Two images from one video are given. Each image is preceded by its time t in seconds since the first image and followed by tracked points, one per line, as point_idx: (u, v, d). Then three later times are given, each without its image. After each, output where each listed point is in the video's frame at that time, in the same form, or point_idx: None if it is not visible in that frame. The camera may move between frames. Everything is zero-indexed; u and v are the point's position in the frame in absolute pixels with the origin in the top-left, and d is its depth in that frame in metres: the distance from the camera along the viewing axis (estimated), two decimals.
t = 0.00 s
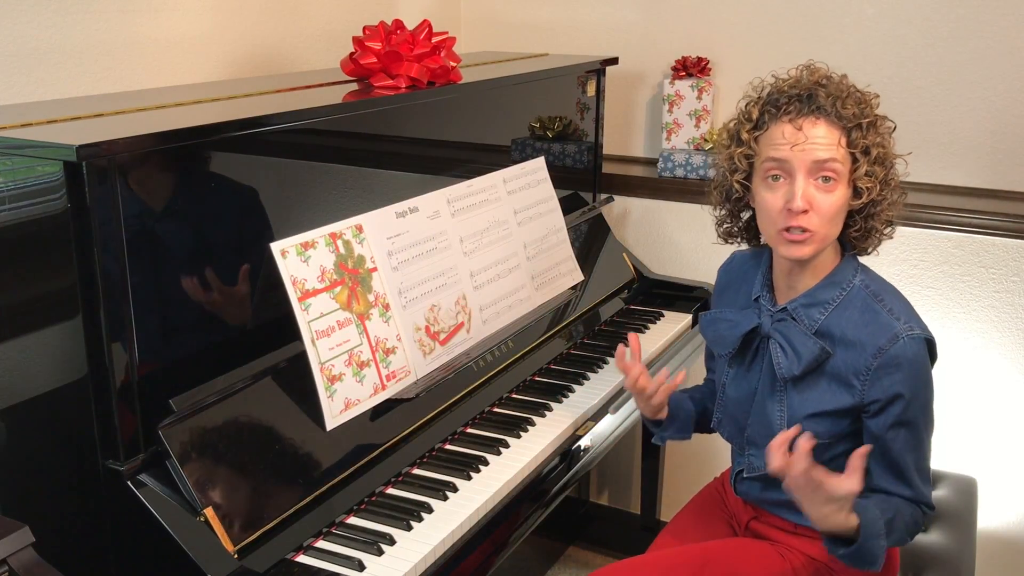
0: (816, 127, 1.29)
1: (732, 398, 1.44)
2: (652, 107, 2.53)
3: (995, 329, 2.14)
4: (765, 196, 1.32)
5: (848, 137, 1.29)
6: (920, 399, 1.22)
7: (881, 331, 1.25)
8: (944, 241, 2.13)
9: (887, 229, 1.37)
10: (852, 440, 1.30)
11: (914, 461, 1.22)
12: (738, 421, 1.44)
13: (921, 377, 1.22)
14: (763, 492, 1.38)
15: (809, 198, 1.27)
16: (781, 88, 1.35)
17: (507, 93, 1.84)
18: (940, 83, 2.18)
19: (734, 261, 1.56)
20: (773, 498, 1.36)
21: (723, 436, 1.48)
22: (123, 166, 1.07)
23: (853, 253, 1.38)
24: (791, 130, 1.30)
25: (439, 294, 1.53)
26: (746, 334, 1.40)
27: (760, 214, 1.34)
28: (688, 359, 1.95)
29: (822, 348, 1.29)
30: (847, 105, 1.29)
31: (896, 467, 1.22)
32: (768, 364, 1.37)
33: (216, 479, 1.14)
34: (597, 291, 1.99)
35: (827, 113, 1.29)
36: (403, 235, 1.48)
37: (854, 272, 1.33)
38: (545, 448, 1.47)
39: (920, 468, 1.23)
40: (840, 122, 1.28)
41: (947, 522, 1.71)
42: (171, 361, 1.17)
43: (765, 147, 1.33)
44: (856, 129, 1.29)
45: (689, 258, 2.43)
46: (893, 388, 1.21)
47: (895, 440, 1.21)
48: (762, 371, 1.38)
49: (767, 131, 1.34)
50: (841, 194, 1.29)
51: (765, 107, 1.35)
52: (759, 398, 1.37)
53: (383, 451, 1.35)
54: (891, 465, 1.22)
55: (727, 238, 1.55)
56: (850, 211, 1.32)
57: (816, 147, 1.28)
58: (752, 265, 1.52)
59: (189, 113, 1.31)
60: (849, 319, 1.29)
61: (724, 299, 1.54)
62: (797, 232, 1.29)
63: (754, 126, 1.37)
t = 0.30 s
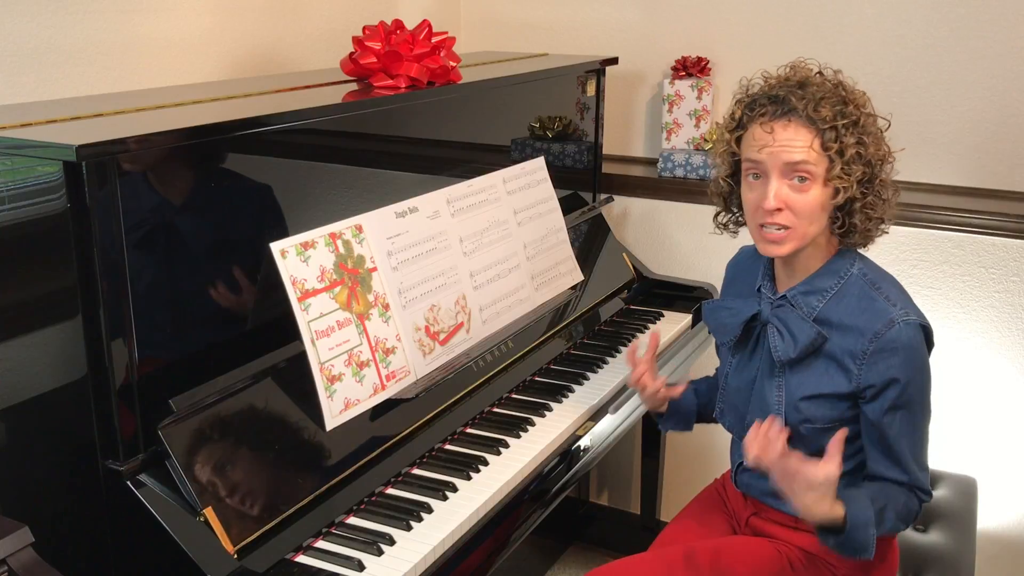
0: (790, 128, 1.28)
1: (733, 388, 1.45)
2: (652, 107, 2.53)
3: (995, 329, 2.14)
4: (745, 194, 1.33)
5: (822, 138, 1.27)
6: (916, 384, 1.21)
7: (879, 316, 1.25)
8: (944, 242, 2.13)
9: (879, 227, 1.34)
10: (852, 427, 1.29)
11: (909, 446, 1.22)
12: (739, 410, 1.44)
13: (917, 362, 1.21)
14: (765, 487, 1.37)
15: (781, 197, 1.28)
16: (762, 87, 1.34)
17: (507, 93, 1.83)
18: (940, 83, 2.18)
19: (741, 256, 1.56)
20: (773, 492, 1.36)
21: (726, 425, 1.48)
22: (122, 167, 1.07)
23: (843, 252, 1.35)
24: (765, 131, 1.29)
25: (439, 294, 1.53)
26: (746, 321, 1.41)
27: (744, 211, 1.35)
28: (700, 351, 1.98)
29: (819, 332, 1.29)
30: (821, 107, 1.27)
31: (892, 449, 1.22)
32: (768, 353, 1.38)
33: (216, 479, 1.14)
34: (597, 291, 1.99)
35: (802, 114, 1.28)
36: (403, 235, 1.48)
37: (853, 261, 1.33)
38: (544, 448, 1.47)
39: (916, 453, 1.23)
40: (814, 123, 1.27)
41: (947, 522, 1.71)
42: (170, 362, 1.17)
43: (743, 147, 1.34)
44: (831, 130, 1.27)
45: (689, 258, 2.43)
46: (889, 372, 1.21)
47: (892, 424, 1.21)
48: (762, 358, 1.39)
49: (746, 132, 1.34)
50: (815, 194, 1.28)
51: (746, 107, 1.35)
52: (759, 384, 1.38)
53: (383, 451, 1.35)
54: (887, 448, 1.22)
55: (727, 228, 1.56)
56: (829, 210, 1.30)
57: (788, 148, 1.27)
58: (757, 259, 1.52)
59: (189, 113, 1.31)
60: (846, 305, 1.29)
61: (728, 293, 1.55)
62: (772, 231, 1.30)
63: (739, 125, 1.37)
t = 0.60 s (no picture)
0: (794, 115, 1.28)
1: (729, 381, 1.45)
2: (652, 107, 2.53)
3: (995, 329, 2.14)
4: (745, 179, 1.33)
5: (826, 127, 1.27)
6: (909, 372, 1.22)
7: (871, 305, 1.25)
8: (944, 242, 2.13)
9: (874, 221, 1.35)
10: (845, 417, 1.29)
11: (903, 434, 1.22)
12: (735, 403, 1.44)
13: (910, 351, 1.22)
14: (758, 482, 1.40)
15: (781, 182, 1.28)
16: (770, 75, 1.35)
17: (507, 93, 1.83)
18: (940, 83, 2.18)
19: (742, 254, 1.56)
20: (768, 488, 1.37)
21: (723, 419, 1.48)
22: (122, 167, 1.07)
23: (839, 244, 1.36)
24: (769, 116, 1.30)
25: (438, 293, 1.52)
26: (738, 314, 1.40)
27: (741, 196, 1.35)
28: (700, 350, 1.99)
29: (811, 322, 1.29)
30: (826, 98, 1.28)
31: (885, 437, 1.22)
32: (762, 346, 1.37)
33: (216, 480, 1.14)
34: (597, 291, 1.99)
35: (807, 102, 1.28)
36: (403, 235, 1.48)
37: (844, 252, 1.33)
38: (543, 449, 1.47)
39: (910, 439, 1.23)
40: (818, 111, 1.28)
41: (947, 522, 1.71)
42: (170, 362, 1.17)
43: (746, 133, 1.34)
44: (833, 121, 1.27)
45: (689, 258, 2.43)
46: (882, 361, 1.21)
47: (886, 412, 1.22)
48: (755, 351, 1.38)
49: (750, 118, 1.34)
50: (814, 180, 1.28)
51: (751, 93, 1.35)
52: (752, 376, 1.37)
53: (383, 450, 1.35)
54: (880, 437, 1.23)
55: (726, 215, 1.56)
56: (826, 200, 1.31)
57: (791, 135, 1.27)
58: (753, 257, 1.52)
59: (189, 113, 1.31)
60: (837, 295, 1.29)
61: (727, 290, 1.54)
62: (769, 216, 1.30)
63: (743, 111, 1.37)
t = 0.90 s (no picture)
0: (809, 105, 1.29)
1: (724, 374, 1.44)
2: (652, 106, 2.53)
3: (995, 329, 2.14)
4: (756, 169, 1.33)
5: (839, 117, 1.28)
6: (902, 363, 1.21)
7: (865, 295, 1.25)
8: (944, 242, 2.13)
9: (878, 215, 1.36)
10: (840, 409, 1.28)
11: (893, 425, 1.21)
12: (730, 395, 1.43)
13: (904, 342, 1.21)
14: (758, 482, 1.37)
15: (795, 171, 1.28)
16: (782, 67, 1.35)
17: (507, 93, 1.83)
18: (941, 83, 2.18)
19: (740, 253, 1.56)
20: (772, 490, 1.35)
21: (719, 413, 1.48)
22: (122, 168, 1.07)
23: (844, 237, 1.37)
24: (784, 106, 1.30)
25: (438, 293, 1.52)
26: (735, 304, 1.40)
27: (750, 187, 1.35)
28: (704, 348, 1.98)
29: (806, 312, 1.29)
30: (839, 90, 1.29)
31: (876, 428, 1.22)
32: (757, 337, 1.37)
33: (215, 479, 1.13)
34: (597, 291, 1.99)
35: (821, 93, 1.29)
36: (402, 235, 1.48)
37: (840, 245, 1.33)
38: (542, 449, 1.47)
39: (903, 433, 1.22)
40: (832, 102, 1.28)
41: (946, 522, 1.71)
42: (170, 362, 1.17)
43: (759, 124, 1.33)
44: (846, 112, 1.28)
45: (689, 258, 2.43)
46: (874, 351, 1.21)
47: (878, 402, 1.21)
48: (751, 342, 1.38)
49: (762, 109, 1.34)
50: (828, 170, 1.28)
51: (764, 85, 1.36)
52: (746, 366, 1.37)
53: (384, 450, 1.35)
54: (871, 428, 1.22)
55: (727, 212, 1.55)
56: (836, 191, 1.31)
57: (807, 124, 1.28)
58: (750, 254, 1.53)
59: (189, 113, 1.30)
60: (831, 285, 1.29)
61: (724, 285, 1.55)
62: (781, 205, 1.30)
63: (754, 102, 1.37)
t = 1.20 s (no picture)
0: (818, 107, 1.28)
1: (724, 374, 1.45)
2: (651, 106, 2.53)
3: (995, 329, 2.14)
4: (762, 169, 1.33)
5: (848, 120, 1.28)
6: (900, 366, 1.21)
7: (864, 299, 1.25)
8: (944, 241, 2.13)
9: (879, 219, 1.37)
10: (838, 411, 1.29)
11: (890, 428, 1.22)
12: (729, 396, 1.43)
13: (902, 346, 1.21)
14: (758, 484, 1.37)
15: (802, 174, 1.28)
16: (791, 66, 1.34)
17: (506, 93, 1.83)
18: (940, 83, 2.18)
19: (739, 253, 1.56)
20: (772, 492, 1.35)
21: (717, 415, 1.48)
22: (121, 168, 1.07)
23: (846, 239, 1.37)
24: (793, 107, 1.29)
25: (437, 293, 1.52)
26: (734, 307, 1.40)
27: (755, 187, 1.35)
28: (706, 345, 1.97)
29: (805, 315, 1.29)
30: (848, 92, 1.29)
31: (874, 431, 1.23)
32: (756, 339, 1.37)
33: (215, 480, 1.13)
34: (597, 291, 1.99)
35: (830, 96, 1.29)
36: (402, 235, 1.48)
37: (840, 247, 1.33)
38: (542, 449, 1.47)
39: (901, 435, 1.23)
40: (841, 105, 1.28)
41: (946, 523, 1.71)
42: (170, 363, 1.17)
43: (766, 124, 1.33)
44: (854, 115, 1.28)
45: (689, 258, 2.43)
46: (873, 355, 1.21)
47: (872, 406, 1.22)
48: (750, 343, 1.38)
49: (770, 109, 1.34)
50: (835, 173, 1.29)
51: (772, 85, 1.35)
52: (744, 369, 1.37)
53: (383, 450, 1.35)
54: (869, 431, 1.23)
55: (728, 211, 1.55)
56: (840, 193, 1.32)
57: (815, 126, 1.28)
58: (750, 253, 1.53)
59: (188, 113, 1.30)
60: (829, 289, 1.29)
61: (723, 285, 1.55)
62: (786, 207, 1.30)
63: (761, 102, 1.36)
